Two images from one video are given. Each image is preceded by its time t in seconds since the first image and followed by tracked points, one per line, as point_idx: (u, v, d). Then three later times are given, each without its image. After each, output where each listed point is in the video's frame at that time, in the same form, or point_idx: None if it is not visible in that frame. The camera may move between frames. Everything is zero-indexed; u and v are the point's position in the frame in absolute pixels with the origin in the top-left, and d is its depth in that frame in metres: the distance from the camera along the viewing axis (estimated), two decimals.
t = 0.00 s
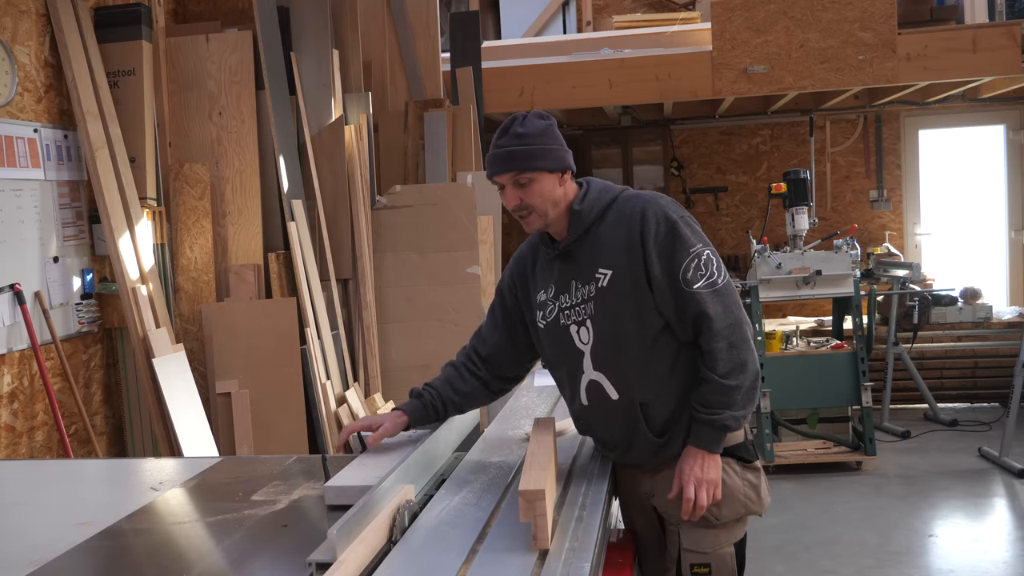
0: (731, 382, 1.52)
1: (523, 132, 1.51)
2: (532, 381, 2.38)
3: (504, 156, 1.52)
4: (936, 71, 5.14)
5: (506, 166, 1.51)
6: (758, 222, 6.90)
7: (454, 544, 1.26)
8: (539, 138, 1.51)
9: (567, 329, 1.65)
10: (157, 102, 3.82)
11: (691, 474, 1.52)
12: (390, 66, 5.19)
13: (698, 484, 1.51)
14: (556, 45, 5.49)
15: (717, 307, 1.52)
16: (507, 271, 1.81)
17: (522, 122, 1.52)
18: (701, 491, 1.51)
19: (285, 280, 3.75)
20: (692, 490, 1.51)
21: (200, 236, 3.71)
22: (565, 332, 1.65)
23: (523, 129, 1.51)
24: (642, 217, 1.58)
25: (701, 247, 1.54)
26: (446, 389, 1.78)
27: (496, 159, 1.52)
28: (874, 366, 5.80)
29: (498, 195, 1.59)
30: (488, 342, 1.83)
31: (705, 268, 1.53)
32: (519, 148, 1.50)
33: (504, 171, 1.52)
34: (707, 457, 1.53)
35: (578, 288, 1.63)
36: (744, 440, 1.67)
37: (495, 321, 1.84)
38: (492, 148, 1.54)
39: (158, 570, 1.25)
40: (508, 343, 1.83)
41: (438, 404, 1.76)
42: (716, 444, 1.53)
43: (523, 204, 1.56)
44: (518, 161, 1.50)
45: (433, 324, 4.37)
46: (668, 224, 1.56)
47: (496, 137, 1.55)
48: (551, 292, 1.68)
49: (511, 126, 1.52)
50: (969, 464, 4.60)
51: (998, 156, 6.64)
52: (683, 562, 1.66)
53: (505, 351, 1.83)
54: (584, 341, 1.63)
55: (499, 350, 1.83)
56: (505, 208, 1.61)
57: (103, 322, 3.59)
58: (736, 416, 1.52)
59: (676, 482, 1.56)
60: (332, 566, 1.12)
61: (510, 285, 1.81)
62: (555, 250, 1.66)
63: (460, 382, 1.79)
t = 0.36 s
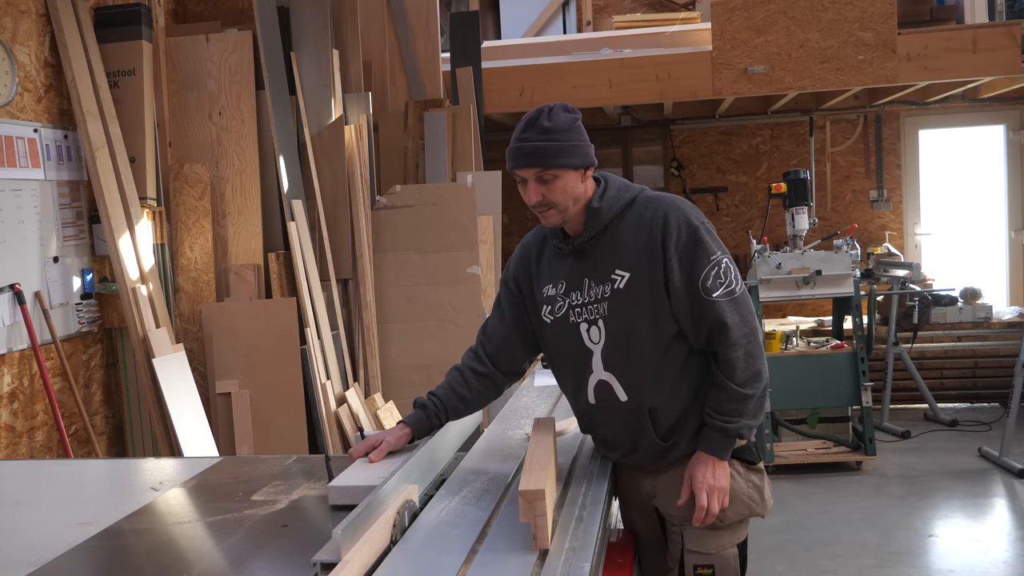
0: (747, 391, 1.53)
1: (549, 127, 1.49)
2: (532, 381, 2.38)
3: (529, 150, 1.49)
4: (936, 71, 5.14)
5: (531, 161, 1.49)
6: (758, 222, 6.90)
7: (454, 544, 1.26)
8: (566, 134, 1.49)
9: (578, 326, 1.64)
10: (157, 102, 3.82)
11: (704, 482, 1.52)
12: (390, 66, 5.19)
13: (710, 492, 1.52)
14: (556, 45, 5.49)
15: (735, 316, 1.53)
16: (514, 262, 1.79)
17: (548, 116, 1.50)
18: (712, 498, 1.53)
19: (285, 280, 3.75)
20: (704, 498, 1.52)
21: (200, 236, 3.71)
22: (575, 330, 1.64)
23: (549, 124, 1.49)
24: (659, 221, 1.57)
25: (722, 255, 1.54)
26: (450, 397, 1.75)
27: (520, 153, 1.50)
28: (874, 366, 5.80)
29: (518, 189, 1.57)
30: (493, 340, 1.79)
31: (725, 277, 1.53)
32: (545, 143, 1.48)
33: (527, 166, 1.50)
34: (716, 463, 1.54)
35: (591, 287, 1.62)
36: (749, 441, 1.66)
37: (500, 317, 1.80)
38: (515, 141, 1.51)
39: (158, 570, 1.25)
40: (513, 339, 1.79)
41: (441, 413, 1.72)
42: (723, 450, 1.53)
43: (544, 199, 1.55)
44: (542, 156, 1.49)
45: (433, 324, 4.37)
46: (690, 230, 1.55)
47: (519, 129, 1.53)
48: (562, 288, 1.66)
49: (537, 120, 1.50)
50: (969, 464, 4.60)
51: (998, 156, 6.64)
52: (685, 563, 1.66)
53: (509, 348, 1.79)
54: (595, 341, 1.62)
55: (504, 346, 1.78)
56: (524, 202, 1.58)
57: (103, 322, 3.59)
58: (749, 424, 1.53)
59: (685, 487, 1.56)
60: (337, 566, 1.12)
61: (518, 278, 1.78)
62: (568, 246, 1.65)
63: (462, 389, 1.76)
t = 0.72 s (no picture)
0: (753, 396, 1.53)
1: (561, 116, 1.50)
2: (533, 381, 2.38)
3: (542, 138, 1.49)
4: (936, 71, 5.14)
5: (546, 148, 1.49)
6: (758, 222, 6.90)
7: (454, 544, 1.26)
8: (578, 122, 1.50)
9: (583, 327, 1.64)
10: (157, 102, 3.82)
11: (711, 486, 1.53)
12: (390, 66, 5.19)
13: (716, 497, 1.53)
14: (556, 45, 5.49)
15: (741, 321, 1.53)
16: (520, 261, 1.79)
17: (558, 107, 1.51)
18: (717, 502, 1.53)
19: (285, 280, 3.75)
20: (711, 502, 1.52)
21: (200, 236, 3.71)
22: (580, 330, 1.64)
23: (560, 113, 1.50)
24: (664, 223, 1.57)
25: (728, 259, 1.55)
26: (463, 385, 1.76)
27: (534, 140, 1.50)
28: (874, 366, 5.80)
29: (529, 182, 1.56)
30: (500, 339, 1.81)
31: (731, 281, 1.53)
32: (559, 130, 1.49)
33: (542, 153, 1.50)
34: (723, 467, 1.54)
35: (596, 288, 1.62)
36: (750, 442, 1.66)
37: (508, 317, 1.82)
38: (528, 131, 1.51)
39: (158, 570, 1.25)
40: (519, 340, 1.81)
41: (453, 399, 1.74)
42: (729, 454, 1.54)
43: (558, 189, 1.54)
44: (556, 143, 1.49)
45: (433, 324, 4.37)
46: (697, 233, 1.55)
47: (530, 121, 1.53)
48: (568, 288, 1.66)
49: (549, 110, 1.51)
50: (969, 464, 4.60)
51: (998, 156, 6.64)
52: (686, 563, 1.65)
53: (517, 348, 1.81)
54: (600, 342, 1.62)
55: (513, 346, 1.81)
56: (534, 196, 1.57)
57: (103, 322, 3.59)
58: (754, 428, 1.53)
59: (692, 490, 1.56)
60: (339, 566, 1.12)
61: (524, 277, 1.80)
62: (574, 246, 1.65)
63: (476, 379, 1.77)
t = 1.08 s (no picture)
0: (748, 402, 1.51)
1: (579, 105, 1.54)
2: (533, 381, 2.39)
3: (562, 123, 1.52)
4: (936, 71, 5.14)
5: (567, 133, 1.51)
6: (758, 222, 6.90)
7: (454, 544, 1.26)
8: (595, 110, 1.55)
9: (589, 323, 1.65)
10: (157, 102, 3.82)
11: (700, 496, 1.53)
12: (390, 66, 5.19)
13: (701, 507, 1.53)
14: (556, 45, 5.49)
15: (738, 325, 1.52)
16: (535, 258, 1.82)
17: (574, 97, 1.55)
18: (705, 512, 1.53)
19: (285, 280, 3.75)
20: (694, 510, 1.53)
21: (200, 236, 3.71)
22: (586, 326, 1.66)
23: (577, 101, 1.54)
24: (669, 223, 1.57)
25: (731, 261, 1.53)
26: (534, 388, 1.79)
27: (552, 127, 1.52)
28: (874, 366, 5.80)
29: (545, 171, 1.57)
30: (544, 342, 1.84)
31: (732, 284, 1.52)
32: (576, 117, 1.52)
33: (560, 139, 1.52)
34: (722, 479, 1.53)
35: (603, 284, 1.63)
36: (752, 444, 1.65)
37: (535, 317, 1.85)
38: (546, 118, 1.54)
39: (158, 570, 1.25)
40: (545, 337, 1.84)
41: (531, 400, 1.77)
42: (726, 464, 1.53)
43: (576, 175, 1.56)
44: (575, 128, 1.52)
45: (433, 324, 4.37)
46: (703, 232, 1.54)
47: (546, 110, 1.56)
48: (576, 284, 1.68)
49: (566, 98, 1.54)
50: (969, 464, 4.60)
51: (998, 156, 6.64)
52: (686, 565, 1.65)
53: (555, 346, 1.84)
54: (604, 338, 1.63)
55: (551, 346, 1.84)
56: (550, 185, 1.58)
57: (103, 322, 3.59)
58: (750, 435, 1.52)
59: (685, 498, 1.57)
60: (340, 566, 1.12)
61: (540, 274, 1.82)
62: (583, 242, 1.66)
63: (542, 381, 1.80)
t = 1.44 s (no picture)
0: (743, 409, 1.50)
1: (580, 121, 1.51)
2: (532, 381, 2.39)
3: (557, 141, 1.51)
4: (936, 71, 5.14)
5: (559, 154, 1.51)
6: (758, 222, 6.90)
7: (455, 544, 1.26)
8: (596, 128, 1.51)
9: (591, 321, 1.65)
10: (157, 102, 3.82)
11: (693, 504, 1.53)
12: (390, 66, 5.19)
13: (694, 513, 1.53)
14: (556, 45, 5.49)
15: (735, 330, 1.51)
16: (535, 250, 1.79)
17: (578, 109, 1.52)
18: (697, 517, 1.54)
19: (285, 280, 3.75)
20: (686, 516, 1.54)
21: (200, 236, 3.71)
22: (587, 323, 1.65)
23: (578, 118, 1.50)
24: (671, 224, 1.57)
25: (734, 267, 1.53)
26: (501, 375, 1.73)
27: (548, 144, 1.51)
28: (874, 366, 5.80)
29: (542, 180, 1.58)
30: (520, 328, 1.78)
31: (733, 289, 1.52)
32: (572, 137, 1.50)
33: (553, 158, 1.52)
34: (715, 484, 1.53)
35: (606, 283, 1.62)
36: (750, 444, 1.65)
37: (520, 301, 1.80)
38: (544, 132, 1.52)
39: (158, 570, 1.25)
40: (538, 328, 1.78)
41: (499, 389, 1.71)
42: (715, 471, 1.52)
43: (567, 192, 1.56)
44: (568, 149, 1.50)
45: (433, 324, 4.37)
46: (707, 236, 1.54)
47: (549, 119, 1.54)
48: (579, 281, 1.67)
49: (568, 112, 1.51)
50: (969, 464, 4.60)
51: (998, 156, 6.64)
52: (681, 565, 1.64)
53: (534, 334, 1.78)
54: (605, 336, 1.63)
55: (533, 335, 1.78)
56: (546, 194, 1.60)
57: (103, 322, 3.59)
58: (745, 442, 1.51)
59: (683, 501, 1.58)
60: (340, 566, 1.12)
61: (536, 264, 1.79)
62: (587, 240, 1.65)
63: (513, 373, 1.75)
